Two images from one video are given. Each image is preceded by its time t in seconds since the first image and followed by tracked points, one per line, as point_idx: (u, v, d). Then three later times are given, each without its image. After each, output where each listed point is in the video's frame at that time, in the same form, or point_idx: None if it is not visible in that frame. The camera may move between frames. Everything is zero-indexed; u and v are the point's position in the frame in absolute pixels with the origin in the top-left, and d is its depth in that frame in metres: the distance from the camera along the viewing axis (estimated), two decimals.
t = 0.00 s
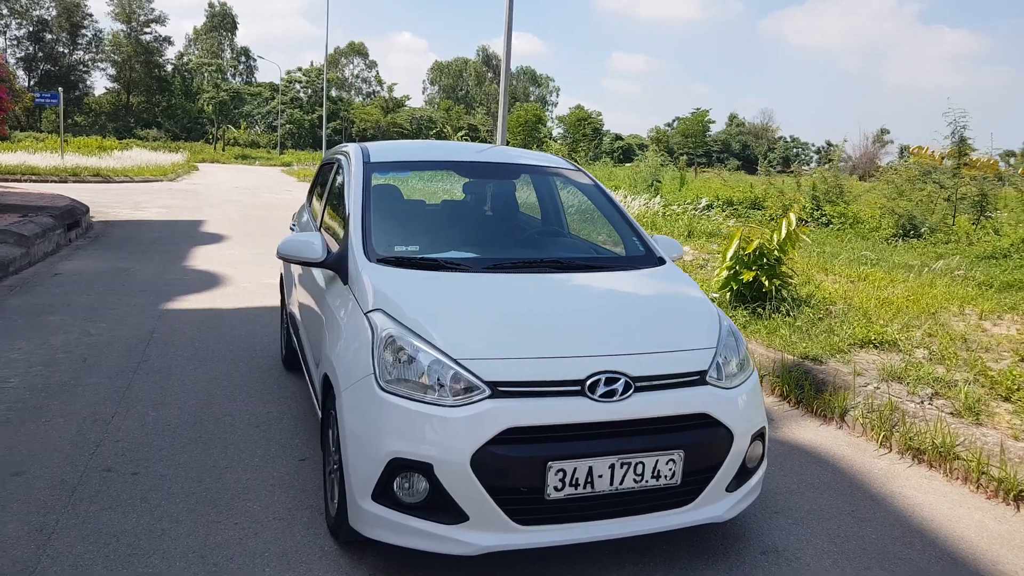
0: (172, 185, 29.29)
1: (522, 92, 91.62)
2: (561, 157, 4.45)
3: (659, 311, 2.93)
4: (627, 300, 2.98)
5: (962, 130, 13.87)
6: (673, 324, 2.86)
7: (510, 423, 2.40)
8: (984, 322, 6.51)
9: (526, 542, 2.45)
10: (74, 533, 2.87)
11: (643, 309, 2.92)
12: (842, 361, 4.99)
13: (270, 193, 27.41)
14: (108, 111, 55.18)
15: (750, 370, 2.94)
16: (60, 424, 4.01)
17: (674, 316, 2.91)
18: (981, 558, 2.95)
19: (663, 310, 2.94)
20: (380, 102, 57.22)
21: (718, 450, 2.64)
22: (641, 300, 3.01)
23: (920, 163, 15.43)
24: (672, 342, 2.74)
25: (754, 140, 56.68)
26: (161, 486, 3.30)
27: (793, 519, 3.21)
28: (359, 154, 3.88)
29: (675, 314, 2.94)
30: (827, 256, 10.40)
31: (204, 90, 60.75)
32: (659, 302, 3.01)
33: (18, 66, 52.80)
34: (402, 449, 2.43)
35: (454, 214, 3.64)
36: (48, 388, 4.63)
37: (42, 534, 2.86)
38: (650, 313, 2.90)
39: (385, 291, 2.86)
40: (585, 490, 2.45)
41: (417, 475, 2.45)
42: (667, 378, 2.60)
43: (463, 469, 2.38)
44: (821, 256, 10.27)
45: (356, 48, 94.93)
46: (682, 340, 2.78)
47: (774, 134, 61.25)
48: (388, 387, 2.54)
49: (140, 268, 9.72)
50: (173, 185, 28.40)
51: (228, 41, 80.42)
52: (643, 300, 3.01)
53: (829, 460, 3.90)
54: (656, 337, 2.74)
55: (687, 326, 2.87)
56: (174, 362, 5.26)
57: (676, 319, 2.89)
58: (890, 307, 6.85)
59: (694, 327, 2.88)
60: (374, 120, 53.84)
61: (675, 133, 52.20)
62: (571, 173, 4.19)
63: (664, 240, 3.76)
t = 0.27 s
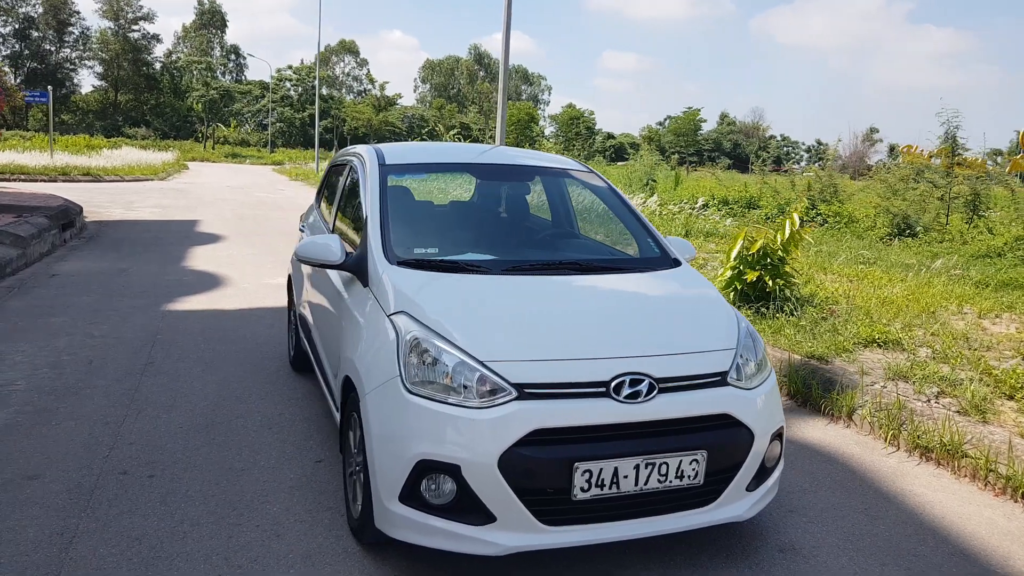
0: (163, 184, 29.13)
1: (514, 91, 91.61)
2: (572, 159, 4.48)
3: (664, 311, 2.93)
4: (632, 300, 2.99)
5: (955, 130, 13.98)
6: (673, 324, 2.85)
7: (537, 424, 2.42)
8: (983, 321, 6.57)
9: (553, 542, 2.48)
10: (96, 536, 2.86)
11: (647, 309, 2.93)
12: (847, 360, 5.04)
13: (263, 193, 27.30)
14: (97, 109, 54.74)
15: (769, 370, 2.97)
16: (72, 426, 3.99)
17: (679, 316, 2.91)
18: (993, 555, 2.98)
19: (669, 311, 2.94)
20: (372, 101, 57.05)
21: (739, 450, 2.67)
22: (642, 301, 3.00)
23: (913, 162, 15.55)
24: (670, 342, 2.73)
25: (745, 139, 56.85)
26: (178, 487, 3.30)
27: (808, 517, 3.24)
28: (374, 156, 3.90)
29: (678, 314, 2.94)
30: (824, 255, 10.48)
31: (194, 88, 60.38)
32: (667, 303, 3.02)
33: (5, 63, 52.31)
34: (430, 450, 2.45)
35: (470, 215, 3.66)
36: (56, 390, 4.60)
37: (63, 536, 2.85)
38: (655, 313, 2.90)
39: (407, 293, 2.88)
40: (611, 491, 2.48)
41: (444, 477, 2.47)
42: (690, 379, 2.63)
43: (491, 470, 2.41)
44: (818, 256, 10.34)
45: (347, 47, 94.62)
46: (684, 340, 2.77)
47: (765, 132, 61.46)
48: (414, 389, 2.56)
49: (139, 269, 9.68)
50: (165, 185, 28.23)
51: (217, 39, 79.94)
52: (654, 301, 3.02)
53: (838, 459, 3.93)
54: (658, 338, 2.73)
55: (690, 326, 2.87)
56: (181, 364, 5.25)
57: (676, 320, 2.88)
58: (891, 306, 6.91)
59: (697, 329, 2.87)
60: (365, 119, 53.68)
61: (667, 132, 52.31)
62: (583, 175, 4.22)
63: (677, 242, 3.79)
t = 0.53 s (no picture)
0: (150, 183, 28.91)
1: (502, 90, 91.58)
2: (575, 159, 4.50)
3: (667, 311, 2.94)
4: (636, 299, 3.00)
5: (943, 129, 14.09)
6: (674, 323, 2.85)
7: (554, 422, 2.44)
8: (976, 319, 6.63)
9: (570, 539, 2.50)
10: (109, 538, 2.85)
11: (650, 309, 2.93)
12: (845, 357, 5.09)
13: (252, 192, 27.16)
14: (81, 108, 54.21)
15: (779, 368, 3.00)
16: (76, 427, 3.97)
17: (680, 316, 2.91)
18: (998, 549, 3.02)
19: (671, 311, 2.95)
20: (360, 100, 56.84)
21: (751, 447, 2.71)
22: (644, 301, 3.01)
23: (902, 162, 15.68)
24: (672, 342, 2.73)
25: (732, 138, 57.10)
26: (188, 488, 3.30)
27: (815, 513, 3.27)
28: (381, 156, 3.91)
29: (680, 313, 2.94)
30: (816, 253, 10.56)
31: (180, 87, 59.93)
32: (670, 303, 3.02)
33: None
34: (448, 449, 2.47)
35: (479, 215, 3.67)
36: (57, 391, 4.58)
37: (75, 538, 2.84)
38: (658, 313, 2.90)
39: (420, 292, 2.90)
40: (627, 488, 2.50)
41: (462, 475, 2.48)
42: (703, 377, 2.66)
43: (509, 468, 2.42)
44: (810, 255, 10.42)
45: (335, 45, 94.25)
46: (686, 340, 2.77)
47: (753, 132, 61.74)
48: (430, 387, 2.58)
49: (131, 269, 9.62)
50: (153, 184, 28.05)
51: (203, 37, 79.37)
52: (660, 301, 3.04)
53: (840, 455, 3.96)
54: (660, 337, 2.74)
55: (692, 326, 2.87)
56: (181, 364, 5.24)
57: (677, 319, 2.88)
58: (884, 304, 6.98)
59: (698, 328, 2.87)
60: (353, 118, 53.47)
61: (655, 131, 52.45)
62: (588, 174, 4.24)
63: (682, 241, 3.81)
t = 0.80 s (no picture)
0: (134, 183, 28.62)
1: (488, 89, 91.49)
2: (575, 158, 4.49)
3: (667, 311, 2.91)
4: (637, 299, 2.99)
5: (929, 128, 14.23)
6: (674, 323, 2.82)
7: (564, 423, 2.43)
8: (967, 317, 6.70)
9: (579, 540, 2.49)
10: (110, 543, 2.81)
11: (648, 308, 2.91)
12: (842, 355, 5.11)
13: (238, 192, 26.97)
14: (63, 107, 53.57)
15: (784, 367, 3.00)
16: (72, 430, 3.92)
17: (680, 316, 2.88)
18: (1000, 545, 3.04)
19: (672, 311, 2.92)
20: (346, 99, 56.54)
21: (759, 446, 2.71)
22: (645, 301, 2.98)
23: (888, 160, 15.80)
24: (672, 342, 2.70)
25: (718, 138, 57.35)
26: (188, 492, 3.26)
27: (818, 511, 3.28)
28: (381, 156, 3.88)
29: (680, 314, 2.91)
30: (806, 252, 10.62)
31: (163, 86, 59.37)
32: (670, 303, 2.99)
33: None
34: (456, 450, 2.45)
35: (482, 214, 3.65)
36: (50, 393, 4.51)
37: (76, 543, 2.80)
38: (659, 314, 2.87)
39: (425, 292, 2.88)
40: (636, 488, 2.50)
41: (471, 477, 2.47)
42: (710, 376, 2.65)
43: (518, 469, 2.41)
44: (800, 253, 10.48)
45: (320, 44, 93.78)
46: (686, 340, 2.74)
47: (738, 131, 62.01)
48: (437, 388, 2.56)
49: (120, 270, 9.52)
50: (137, 184, 27.77)
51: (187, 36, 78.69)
52: (661, 300, 3.01)
53: (840, 453, 3.98)
54: (660, 338, 2.71)
55: (691, 326, 2.83)
56: (175, 365, 5.18)
57: (677, 319, 2.85)
58: (877, 302, 7.02)
59: (698, 328, 2.83)
60: (339, 117, 53.17)
61: (641, 130, 52.57)
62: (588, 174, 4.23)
63: (684, 240, 3.81)
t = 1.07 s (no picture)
0: (120, 181, 28.33)
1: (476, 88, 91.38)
2: (576, 155, 4.44)
3: (667, 311, 2.86)
4: (640, 298, 2.94)
5: (919, 128, 14.32)
6: (675, 323, 2.77)
7: (576, 424, 2.38)
8: (963, 315, 6.72)
9: (591, 542, 2.45)
10: (110, 547, 2.75)
11: (648, 309, 2.85)
12: (842, 354, 5.11)
13: (226, 190, 26.76)
14: (46, 104, 52.93)
15: (793, 366, 2.97)
16: (66, 431, 3.84)
17: (681, 315, 2.83)
18: (1008, 545, 3.03)
19: (672, 310, 2.87)
20: (333, 97, 56.23)
21: (770, 446, 2.68)
22: (646, 300, 2.93)
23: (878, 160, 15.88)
24: (673, 341, 2.66)
25: (706, 138, 57.53)
26: (188, 494, 3.19)
27: (826, 511, 3.27)
28: (383, 153, 3.82)
29: (681, 314, 2.86)
30: (799, 250, 10.65)
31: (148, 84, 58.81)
32: (671, 302, 2.95)
33: None
34: (467, 451, 2.40)
35: (485, 211, 3.61)
36: (43, 394, 4.43)
37: (75, 548, 2.73)
38: (659, 313, 2.83)
39: (431, 291, 2.83)
40: (650, 490, 2.46)
41: (482, 479, 2.42)
42: (722, 375, 2.62)
43: (530, 472, 2.37)
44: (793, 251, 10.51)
45: (307, 43, 93.33)
46: (687, 340, 2.69)
47: (725, 130, 62.22)
48: (446, 388, 2.51)
49: (109, 269, 9.40)
50: (122, 182, 27.45)
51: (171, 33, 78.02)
52: (662, 299, 2.97)
53: (844, 452, 3.96)
54: (660, 337, 2.67)
55: (692, 325, 2.79)
56: (170, 366, 5.11)
57: (678, 318, 2.80)
58: (872, 300, 7.03)
59: (698, 327, 2.78)
60: (326, 115, 52.84)
61: (630, 130, 52.63)
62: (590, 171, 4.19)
63: (689, 239, 3.78)
